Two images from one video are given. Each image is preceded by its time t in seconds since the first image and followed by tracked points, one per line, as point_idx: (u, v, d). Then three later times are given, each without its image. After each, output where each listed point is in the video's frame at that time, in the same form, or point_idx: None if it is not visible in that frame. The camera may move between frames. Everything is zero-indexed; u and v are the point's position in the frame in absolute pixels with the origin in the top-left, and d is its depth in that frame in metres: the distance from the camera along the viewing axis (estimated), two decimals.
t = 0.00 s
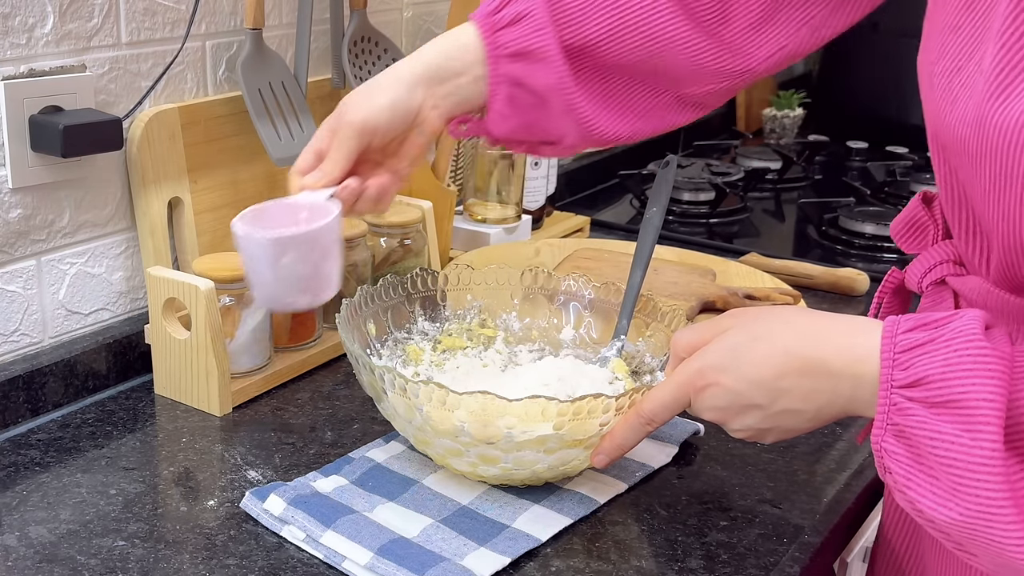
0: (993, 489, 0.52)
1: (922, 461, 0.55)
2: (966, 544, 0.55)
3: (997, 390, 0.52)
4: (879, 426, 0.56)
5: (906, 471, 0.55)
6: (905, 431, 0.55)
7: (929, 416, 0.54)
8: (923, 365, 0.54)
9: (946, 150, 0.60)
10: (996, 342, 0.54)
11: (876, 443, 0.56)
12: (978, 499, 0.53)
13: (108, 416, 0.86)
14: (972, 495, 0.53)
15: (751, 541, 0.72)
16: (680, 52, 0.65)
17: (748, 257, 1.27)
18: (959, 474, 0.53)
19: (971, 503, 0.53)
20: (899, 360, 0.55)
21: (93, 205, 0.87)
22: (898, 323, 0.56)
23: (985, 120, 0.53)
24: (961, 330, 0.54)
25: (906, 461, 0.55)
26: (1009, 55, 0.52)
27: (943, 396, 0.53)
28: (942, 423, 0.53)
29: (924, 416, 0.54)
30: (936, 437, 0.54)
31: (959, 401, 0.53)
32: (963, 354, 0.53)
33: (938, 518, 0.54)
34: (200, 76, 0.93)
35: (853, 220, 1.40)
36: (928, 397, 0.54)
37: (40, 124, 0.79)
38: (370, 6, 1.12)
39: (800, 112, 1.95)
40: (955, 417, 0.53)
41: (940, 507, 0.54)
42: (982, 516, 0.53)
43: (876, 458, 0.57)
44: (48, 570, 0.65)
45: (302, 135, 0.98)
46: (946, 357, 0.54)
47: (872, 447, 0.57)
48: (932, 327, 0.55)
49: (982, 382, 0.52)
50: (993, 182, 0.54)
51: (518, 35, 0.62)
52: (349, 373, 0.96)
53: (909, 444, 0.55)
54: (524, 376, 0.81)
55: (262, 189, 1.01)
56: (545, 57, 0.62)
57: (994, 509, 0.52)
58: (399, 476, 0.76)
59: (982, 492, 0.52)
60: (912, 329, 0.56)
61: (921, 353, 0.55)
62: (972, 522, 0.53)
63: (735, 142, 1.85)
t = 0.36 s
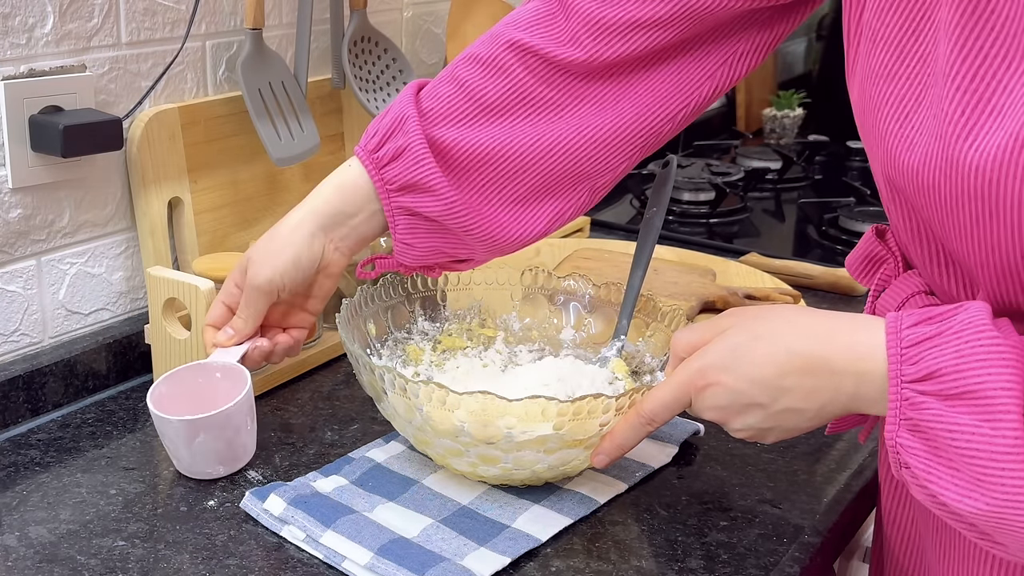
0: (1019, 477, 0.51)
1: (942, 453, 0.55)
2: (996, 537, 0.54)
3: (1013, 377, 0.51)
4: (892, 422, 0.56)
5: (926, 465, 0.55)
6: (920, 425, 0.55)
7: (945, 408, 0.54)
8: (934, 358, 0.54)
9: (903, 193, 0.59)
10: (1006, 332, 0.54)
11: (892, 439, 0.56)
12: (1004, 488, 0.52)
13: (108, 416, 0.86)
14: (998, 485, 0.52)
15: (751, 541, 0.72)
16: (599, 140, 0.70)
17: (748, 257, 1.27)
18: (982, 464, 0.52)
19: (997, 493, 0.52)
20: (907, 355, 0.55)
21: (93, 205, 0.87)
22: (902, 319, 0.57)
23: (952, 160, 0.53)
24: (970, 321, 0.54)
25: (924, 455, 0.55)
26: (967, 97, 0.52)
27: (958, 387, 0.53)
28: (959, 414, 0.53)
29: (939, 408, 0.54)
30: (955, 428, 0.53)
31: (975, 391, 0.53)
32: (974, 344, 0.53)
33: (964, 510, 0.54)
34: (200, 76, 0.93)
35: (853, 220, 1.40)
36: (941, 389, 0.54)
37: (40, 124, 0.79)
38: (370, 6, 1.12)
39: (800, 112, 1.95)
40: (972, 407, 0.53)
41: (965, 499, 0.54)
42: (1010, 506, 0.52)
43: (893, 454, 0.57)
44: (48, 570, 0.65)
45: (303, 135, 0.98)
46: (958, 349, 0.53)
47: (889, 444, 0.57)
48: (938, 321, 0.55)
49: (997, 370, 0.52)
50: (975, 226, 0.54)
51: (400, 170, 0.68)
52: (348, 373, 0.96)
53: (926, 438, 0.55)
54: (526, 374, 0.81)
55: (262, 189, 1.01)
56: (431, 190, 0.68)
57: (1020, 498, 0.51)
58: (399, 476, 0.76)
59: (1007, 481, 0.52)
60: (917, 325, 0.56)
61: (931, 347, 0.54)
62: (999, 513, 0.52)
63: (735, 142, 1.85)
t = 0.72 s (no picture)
0: (970, 485, 0.52)
1: (908, 456, 0.55)
2: (946, 541, 0.55)
3: (985, 387, 0.52)
4: (869, 419, 0.56)
5: (892, 464, 0.56)
6: (894, 425, 0.55)
7: (916, 411, 0.54)
8: (915, 360, 0.54)
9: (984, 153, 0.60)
10: (989, 342, 0.54)
11: (865, 436, 0.56)
12: (956, 494, 0.53)
13: (108, 416, 0.86)
14: (952, 490, 0.53)
15: (751, 541, 0.72)
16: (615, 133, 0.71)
17: (748, 257, 1.27)
18: (941, 469, 0.53)
19: (949, 499, 0.53)
20: (893, 354, 0.55)
21: (93, 205, 0.87)
22: (895, 319, 0.57)
23: None
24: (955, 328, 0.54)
25: (893, 455, 0.56)
26: None
27: (929, 391, 0.53)
28: (927, 418, 0.54)
29: (911, 410, 0.54)
30: (921, 432, 0.54)
31: (943, 397, 0.53)
32: (954, 351, 0.53)
33: (918, 512, 0.55)
34: (200, 76, 0.93)
35: (853, 220, 1.40)
36: (916, 391, 0.54)
37: (40, 124, 0.79)
38: (370, 6, 1.12)
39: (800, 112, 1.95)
40: (941, 413, 0.53)
41: (920, 502, 0.54)
42: (959, 512, 0.53)
43: (864, 450, 0.57)
44: (48, 570, 0.65)
45: (303, 135, 0.98)
46: (937, 353, 0.54)
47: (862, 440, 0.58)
48: (927, 324, 0.55)
49: (969, 379, 0.52)
50: None
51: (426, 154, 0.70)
52: (348, 373, 0.96)
53: (897, 438, 0.55)
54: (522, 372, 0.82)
55: (262, 189, 1.01)
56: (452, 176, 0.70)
57: (970, 505, 0.52)
58: (400, 475, 0.76)
59: (959, 487, 0.52)
60: (909, 325, 0.56)
61: (914, 349, 0.55)
62: (949, 518, 0.53)
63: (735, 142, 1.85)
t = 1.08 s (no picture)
0: (966, 481, 0.53)
1: (895, 454, 0.55)
2: (938, 538, 0.55)
3: (973, 381, 0.52)
4: (851, 419, 0.57)
5: (878, 463, 0.56)
6: (878, 424, 0.56)
7: (903, 408, 0.55)
8: (897, 356, 0.55)
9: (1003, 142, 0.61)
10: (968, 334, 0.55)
11: (848, 436, 0.57)
12: (950, 490, 0.53)
13: (108, 416, 0.86)
14: (947, 487, 0.53)
15: (751, 541, 0.72)
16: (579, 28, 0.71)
17: (748, 257, 1.27)
18: (933, 467, 0.53)
19: (943, 496, 0.53)
20: (870, 352, 0.56)
21: (93, 205, 0.87)
22: (868, 317, 0.58)
23: None
24: (934, 322, 0.55)
25: (878, 454, 0.56)
26: None
27: (916, 387, 0.54)
28: (916, 414, 0.54)
29: (898, 407, 0.54)
30: (910, 429, 0.54)
31: (933, 392, 0.53)
32: (937, 345, 0.54)
33: (911, 511, 0.55)
34: (200, 76, 0.93)
35: (853, 220, 1.40)
36: (901, 388, 0.55)
37: (40, 124, 0.79)
38: (370, 7, 1.12)
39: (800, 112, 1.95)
40: (929, 408, 0.54)
41: (913, 501, 0.55)
42: (955, 508, 0.53)
43: (848, 451, 0.57)
44: (48, 570, 0.65)
45: (303, 135, 0.98)
46: (920, 349, 0.54)
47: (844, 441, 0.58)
48: (903, 320, 0.56)
49: (957, 373, 0.53)
50: None
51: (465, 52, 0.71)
52: (348, 374, 0.96)
53: (881, 437, 0.56)
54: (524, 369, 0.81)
55: (262, 189, 1.01)
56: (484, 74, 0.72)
57: (967, 502, 0.53)
58: (392, 464, 0.78)
59: (954, 483, 0.53)
60: (882, 322, 0.57)
61: (894, 345, 0.55)
62: (943, 515, 0.54)
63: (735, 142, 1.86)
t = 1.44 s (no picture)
0: (968, 452, 0.51)
1: (886, 436, 0.54)
2: (941, 517, 0.54)
3: (961, 352, 0.52)
4: (834, 406, 0.55)
5: (871, 448, 0.54)
6: (864, 408, 0.54)
7: (890, 387, 0.53)
8: (877, 337, 0.54)
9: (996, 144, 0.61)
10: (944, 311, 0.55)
11: (834, 425, 0.55)
12: (952, 464, 0.52)
13: (108, 416, 0.86)
14: (947, 462, 0.52)
15: (751, 541, 0.72)
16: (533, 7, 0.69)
17: (748, 257, 1.27)
18: (932, 442, 0.52)
19: (945, 471, 0.52)
20: (845, 338, 0.55)
21: (93, 205, 0.86)
22: (836, 307, 0.56)
23: None
24: (910, 303, 0.54)
25: (869, 439, 0.54)
26: None
27: (902, 364, 0.53)
28: (905, 392, 0.53)
29: (886, 387, 0.53)
30: (902, 408, 0.53)
31: (920, 368, 0.52)
32: (919, 322, 0.53)
33: (912, 492, 0.53)
34: (200, 76, 0.93)
35: (853, 220, 1.40)
36: (885, 368, 0.53)
37: (40, 124, 0.79)
38: (370, 6, 1.12)
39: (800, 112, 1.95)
40: (918, 385, 0.53)
41: (913, 481, 0.53)
42: (960, 482, 0.52)
43: (836, 441, 0.56)
44: (48, 570, 0.65)
45: (303, 135, 0.98)
46: (902, 328, 0.53)
47: (829, 432, 0.56)
48: (874, 305, 0.56)
49: (943, 347, 0.52)
50: None
51: None
52: (348, 373, 0.96)
53: (870, 420, 0.54)
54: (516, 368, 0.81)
55: (262, 189, 1.01)
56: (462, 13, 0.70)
57: (970, 474, 0.51)
58: (389, 453, 0.79)
59: (956, 456, 0.52)
60: (853, 309, 0.56)
61: (871, 328, 0.54)
62: (947, 491, 0.52)
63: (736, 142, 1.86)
